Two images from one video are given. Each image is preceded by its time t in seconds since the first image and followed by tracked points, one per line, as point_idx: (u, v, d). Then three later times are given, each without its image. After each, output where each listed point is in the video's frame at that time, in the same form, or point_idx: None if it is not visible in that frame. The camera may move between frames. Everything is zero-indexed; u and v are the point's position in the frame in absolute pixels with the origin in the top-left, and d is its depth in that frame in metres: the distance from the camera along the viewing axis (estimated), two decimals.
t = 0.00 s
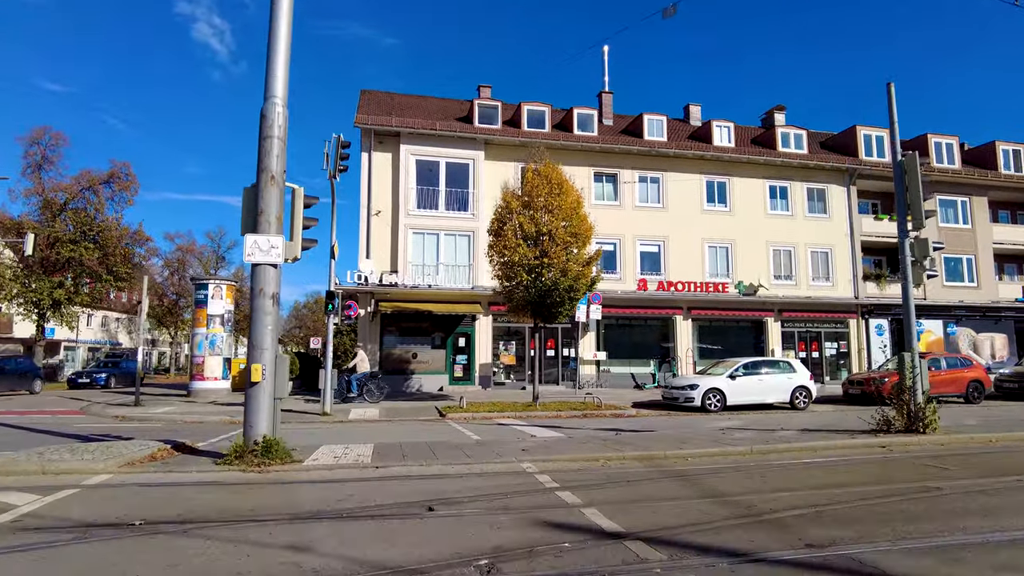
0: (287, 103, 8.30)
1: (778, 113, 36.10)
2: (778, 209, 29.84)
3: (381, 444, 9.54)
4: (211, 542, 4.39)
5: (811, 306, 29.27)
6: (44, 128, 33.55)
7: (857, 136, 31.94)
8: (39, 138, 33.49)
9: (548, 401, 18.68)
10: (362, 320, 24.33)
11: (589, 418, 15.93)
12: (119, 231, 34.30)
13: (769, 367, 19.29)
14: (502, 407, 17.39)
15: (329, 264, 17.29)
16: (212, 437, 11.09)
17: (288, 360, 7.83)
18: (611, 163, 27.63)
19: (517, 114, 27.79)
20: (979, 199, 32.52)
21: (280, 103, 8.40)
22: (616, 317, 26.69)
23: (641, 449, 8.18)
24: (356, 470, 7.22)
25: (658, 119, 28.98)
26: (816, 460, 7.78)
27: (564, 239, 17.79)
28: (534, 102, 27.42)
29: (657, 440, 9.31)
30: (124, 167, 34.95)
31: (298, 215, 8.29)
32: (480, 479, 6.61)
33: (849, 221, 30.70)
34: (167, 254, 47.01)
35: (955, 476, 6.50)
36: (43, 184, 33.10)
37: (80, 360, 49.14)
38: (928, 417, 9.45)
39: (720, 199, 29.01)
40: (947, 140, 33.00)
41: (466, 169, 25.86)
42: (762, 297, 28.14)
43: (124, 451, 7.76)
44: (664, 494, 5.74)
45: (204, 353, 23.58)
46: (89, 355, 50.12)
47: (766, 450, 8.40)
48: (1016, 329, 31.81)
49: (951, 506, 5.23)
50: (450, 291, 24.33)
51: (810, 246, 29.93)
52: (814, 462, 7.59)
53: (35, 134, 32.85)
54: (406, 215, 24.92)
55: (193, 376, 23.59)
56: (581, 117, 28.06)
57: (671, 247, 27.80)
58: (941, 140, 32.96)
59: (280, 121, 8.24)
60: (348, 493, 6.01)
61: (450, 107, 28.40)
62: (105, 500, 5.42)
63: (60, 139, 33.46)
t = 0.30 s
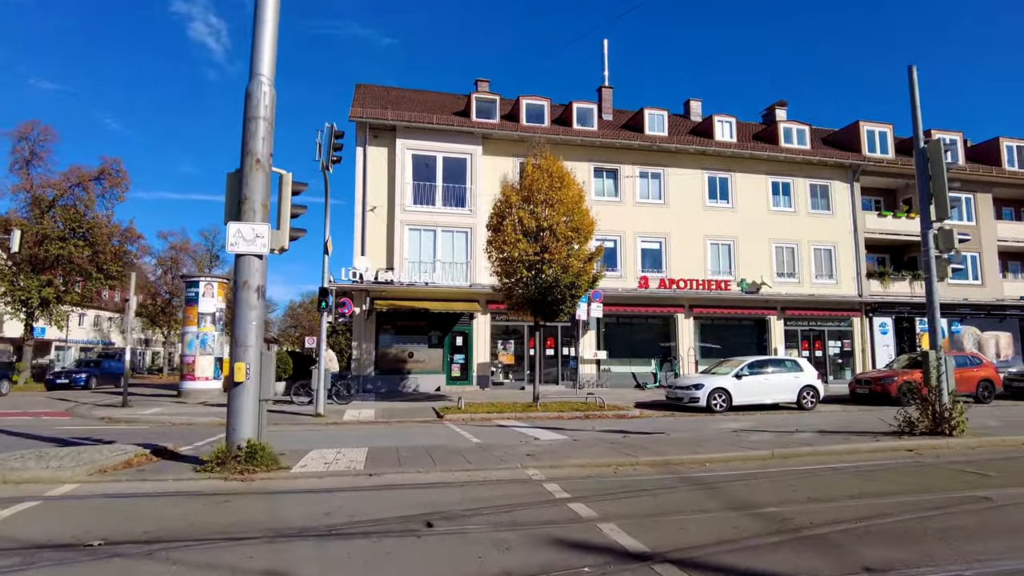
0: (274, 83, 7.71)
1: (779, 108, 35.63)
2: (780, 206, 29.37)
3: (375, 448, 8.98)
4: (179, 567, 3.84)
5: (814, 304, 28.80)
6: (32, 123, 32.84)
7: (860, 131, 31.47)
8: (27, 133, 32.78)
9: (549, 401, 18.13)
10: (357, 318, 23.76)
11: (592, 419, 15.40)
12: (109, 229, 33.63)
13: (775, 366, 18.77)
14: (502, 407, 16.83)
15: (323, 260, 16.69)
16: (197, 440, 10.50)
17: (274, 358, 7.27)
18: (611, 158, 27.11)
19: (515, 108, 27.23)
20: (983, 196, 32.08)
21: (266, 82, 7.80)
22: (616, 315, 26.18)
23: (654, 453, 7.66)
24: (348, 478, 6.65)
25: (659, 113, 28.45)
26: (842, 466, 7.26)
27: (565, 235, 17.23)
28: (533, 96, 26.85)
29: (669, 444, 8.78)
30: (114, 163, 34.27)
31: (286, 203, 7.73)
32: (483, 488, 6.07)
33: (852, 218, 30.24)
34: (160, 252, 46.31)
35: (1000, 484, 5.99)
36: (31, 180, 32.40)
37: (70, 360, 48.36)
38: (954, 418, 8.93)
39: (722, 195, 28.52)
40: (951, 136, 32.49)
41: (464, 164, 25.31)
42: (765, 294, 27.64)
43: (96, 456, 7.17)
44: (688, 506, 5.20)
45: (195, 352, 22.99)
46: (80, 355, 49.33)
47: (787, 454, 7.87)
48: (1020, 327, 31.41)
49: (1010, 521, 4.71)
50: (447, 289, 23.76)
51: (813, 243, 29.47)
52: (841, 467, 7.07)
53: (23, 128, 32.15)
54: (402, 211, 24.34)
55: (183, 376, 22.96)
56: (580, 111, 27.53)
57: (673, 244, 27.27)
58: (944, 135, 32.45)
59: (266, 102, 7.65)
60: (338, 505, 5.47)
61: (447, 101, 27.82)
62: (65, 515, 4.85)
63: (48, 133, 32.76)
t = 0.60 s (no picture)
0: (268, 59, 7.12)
1: (783, 104, 35.13)
2: (786, 202, 28.87)
3: (376, 453, 8.43)
4: None
5: (820, 303, 28.31)
6: (23, 118, 32.18)
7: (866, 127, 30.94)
8: (18, 128, 32.12)
9: (553, 401, 17.58)
10: (355, 317, 23.20)
11: (599, 421, 14.88)
12: (102, 226, 32.98)
13: (786, 364, 18.24)
14: (505, 408, 16.28)
15: (320, 256, 16.11)
16: (188, 443, 9.92)
17: (268, 356, 6.69)
18: (614, 154, 26.58)
19: (517, 103, 26.66)
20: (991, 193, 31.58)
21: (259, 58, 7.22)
22: (620, 314, 25.63)
23: (677, 459, 7.12)
24: (348, 487, 6.08)
25: (663, 108, 27.91)
26: (882, 472, 6.72)
27: (571, 230, 16.67)
28: (535, 90, 26.27)
29: (690, 447, 8.25)
30: (107, 158, 33.62)
31: (281, 188, 7.17)
32: (497, 499, 5.52)
33: (859, 215, 29.74)
34: (155, 251, 45.64)
35: None
36: (23, 177, 31.76)
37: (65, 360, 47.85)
38: (993, 420, 8.38)
39: (727, 192, 28.01)
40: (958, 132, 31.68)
41: (465, 159, 24.74)
42: (771, 293, 27.13)
43: (74, 463, 6.59)
44: (729, 521, 4.68)
45: (189, 351, 22.44)
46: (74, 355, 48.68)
47: (820, 459, 7.33)
48: None
49: None
50: (447, 287, 23.20)
51: (819, 240, 28.97)
52: (882, 476, 6.53)
53: (14, 123, 31.51)
54: (401, 207, 23.77)
55: (177, 376, 22.37)
56: (583, 106, 26.97)
57: (677, 241, 26.74)
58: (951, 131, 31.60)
59: (260, 78, 7.07)
60: (337, 520, 4.92)
61: (447, 95, 27.24)
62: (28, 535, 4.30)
63: (40, 128, 32.11)
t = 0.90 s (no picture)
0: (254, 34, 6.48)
1: (787, 102, 34.60)
2: (791, 200, 28.34)
3: (370, 463, 7.84)
4: None
5: (826, 303, 27.79)
6: (13, 113, 31.50)
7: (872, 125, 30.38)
8: (7, 123, 31.42)
9: (556, 404, 17.01)
10: (351, 317, 22.59)
11: (604, 425, 14.33)
12: (93, 223, 32.27)
13: (797, 366, 17.67)
14: (507, 412, 15.68)
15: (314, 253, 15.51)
16: (172, 451, 9.32)
17: (253, 359, 6.07)
18: (617, 150, 26.00)
19: (517, 98, 26.06)
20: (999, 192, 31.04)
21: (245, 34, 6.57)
22: (623, 314, 25.06)
23: (699, 471, 6.56)
24: (340, 505, 5.49)
25: (666, 104, 27.35)
26: (924, 488, 6.17)
27: (575, 227, 16.07)
28: (536, 85, 25.66)
29: (710, 457, 7.69)
30: (98, 155, 32.87)
31: (268, 176, 6.55)
32: (506, 520, 4.96)
33: (865, 213, 29.22)
34: (149, 249, 44.91)
35: None
36: (12, 173, 31.06)
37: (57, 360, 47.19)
38: None
39: (731, 189, 27.46)
40: (966, 130, 31.04)
41: (464, 155, 24.15)
42: (776, 292, 26.62)
43: (38, 477, 5.99)
44: (772, 551, 4.13)
45: (180, 352, 21.79)
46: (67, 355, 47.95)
47: (853, 472, 6.78)
48: None
49: None
50: (446, 285, 22.62)
51: (825, 239, 28.44)
52: (927, 492, 5.97)
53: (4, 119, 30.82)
54: (399, 204, 23.15)
55: (168, 377, 21.72)
56: (585, 101, 26.38)
57: (681, 240, 26.18)
58: (958, 129, 30.99)
59: (244, 55, 6.42)
60: (328, 549, 4.35)
61: (446, 90, 26.63)
62: None
63: (30, 123, 31.41)
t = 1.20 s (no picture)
0: None
1: (790, 95, 34.08)
2: (796, 194, 27.82)
3: (365, 466, 7.23)
4: None
5: (831, 299, 27.28)
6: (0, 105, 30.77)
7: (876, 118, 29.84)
8: None
9: (558, 402, 16.42)
10: (346, 313, 21.98)
11: (610, 424, 13.75)
12: (81, 218, 31.48)
13: (806, 363, 17.12)
14: (508, 410, 15.08)
15: (307, 245, 14.90)
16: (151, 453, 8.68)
17: (233, 350, 5.45)
18: (618, 142, 25.42)
19: (516, 89, 25.43)
20: (1004, 186, 30.54)
21: None
22: (624, 311, 24.50)
23: (726, 474, 5.98)
24: (329, 516, 4.88)
25: (669, 96, 26.79)
26: (975, 492, 5.59)
27: (579, 218, 15.47)
28: (535, 76, 25.04)
29: (732, 459, 7.12)
30: (88, 148, 32.08)
31: (250, 151, 5.95)
32: (518, 531, 4.38)
33: (870, 208, 28.71)
34: (142, 247, 44.16)
35: None
36: None
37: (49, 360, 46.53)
38: None
39: (735, 183, 26.93)
40: (971, 124, 30.52)
41: (462, 147, 23.54)
42: (781, 288, 26.08)
43: None
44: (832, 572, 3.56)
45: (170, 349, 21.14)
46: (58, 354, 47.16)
47: (893, 474, 6.20)
48: None
49: None
50: (444, 281, 22.01)
51: (830, 234, 27.92)
52: (979, 497, 5.39)
53: None
54: (395, 196, 22.52)
55: (157, 375, 21.04)
56: (586, 93, 25.78)
57: (684, 234, 25.62)
58: (963, 123, 30.49)
59: (224, 15, 5.79)
60: (314, 570, 3.74)
61: (444, 81, 26.01)
62: None
63: (17, 116, 30.67)
